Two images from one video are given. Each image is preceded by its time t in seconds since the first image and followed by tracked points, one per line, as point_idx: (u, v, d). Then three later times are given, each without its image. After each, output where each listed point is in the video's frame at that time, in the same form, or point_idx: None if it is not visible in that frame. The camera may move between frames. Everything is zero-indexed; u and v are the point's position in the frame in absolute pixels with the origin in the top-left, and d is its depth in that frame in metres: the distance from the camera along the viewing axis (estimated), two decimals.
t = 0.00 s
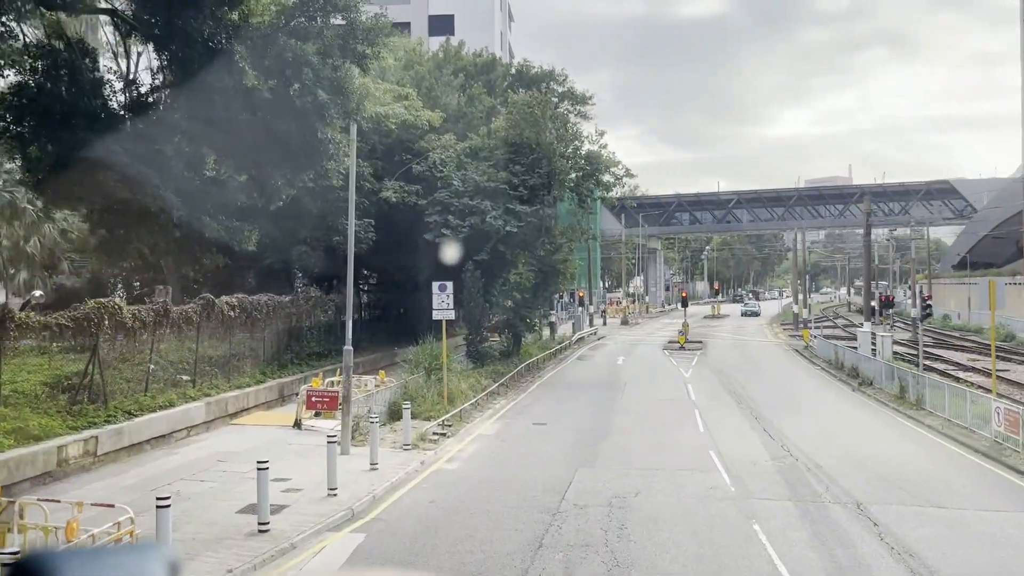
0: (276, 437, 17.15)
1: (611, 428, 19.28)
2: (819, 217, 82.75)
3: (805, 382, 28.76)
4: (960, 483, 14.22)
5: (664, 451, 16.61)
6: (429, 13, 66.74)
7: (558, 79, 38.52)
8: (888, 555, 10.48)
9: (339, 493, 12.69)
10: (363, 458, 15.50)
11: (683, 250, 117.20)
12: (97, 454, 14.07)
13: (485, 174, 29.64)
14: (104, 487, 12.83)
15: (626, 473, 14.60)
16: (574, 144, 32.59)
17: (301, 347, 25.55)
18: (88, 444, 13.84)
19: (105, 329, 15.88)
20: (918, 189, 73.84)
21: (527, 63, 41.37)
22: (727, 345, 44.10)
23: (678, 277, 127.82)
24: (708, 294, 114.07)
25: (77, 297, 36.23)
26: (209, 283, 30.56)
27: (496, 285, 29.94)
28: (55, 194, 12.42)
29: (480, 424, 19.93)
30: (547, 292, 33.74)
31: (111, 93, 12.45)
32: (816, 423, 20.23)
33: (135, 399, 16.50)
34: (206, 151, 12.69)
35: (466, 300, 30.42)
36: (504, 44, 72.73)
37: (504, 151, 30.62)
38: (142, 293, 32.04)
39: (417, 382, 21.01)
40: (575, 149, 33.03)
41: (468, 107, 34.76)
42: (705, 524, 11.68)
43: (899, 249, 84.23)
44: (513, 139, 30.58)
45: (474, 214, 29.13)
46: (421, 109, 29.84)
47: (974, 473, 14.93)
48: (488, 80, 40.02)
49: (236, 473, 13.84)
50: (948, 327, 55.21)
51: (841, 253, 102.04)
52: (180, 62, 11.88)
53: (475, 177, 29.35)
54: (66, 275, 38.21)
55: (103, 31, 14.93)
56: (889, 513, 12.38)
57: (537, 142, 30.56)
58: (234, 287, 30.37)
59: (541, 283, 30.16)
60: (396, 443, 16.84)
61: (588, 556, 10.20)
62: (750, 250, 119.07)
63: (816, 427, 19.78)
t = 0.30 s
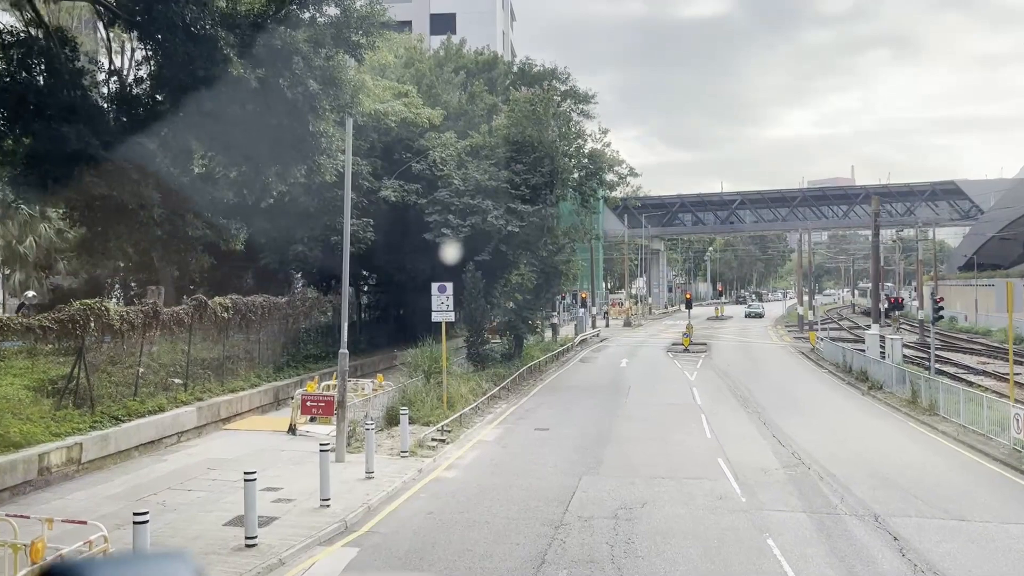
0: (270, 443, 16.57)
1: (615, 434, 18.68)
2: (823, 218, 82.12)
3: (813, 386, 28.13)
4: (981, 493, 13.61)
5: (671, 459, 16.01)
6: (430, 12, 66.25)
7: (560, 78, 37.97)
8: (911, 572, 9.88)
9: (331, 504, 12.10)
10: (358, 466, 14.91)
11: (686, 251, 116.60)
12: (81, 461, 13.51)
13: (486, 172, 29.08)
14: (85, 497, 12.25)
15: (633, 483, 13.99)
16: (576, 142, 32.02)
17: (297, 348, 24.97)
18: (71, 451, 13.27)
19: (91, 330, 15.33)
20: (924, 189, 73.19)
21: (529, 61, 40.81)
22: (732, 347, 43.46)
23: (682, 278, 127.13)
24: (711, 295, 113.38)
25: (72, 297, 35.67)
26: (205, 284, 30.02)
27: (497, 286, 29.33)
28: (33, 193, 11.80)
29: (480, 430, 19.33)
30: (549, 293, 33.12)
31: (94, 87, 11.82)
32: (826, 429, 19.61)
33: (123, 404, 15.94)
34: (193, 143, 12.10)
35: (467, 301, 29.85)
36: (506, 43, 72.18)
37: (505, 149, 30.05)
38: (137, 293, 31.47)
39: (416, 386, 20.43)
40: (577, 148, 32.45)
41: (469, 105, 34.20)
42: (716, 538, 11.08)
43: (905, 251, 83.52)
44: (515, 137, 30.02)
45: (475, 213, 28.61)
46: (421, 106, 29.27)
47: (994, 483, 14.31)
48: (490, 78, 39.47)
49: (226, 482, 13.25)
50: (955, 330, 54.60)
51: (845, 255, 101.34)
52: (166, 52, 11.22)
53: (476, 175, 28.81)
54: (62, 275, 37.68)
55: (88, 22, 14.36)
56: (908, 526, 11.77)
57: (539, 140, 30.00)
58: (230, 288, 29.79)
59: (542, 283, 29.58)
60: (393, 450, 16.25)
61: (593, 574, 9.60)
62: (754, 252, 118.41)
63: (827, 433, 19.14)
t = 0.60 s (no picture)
0: (266, 448, 16.18)
1: (619, 439, 18.27)
2: (826, 219, 81.72)
3: (819, 389, 27.71)
4: (997, 502, 13.18)
5: (676, 465, 15.60)
6: (432, 11, 66.11)
7: (562, 78, 37.57)
8: None
9: (327, 513, 11.70)
10: (354, 472, 14.50)
11: (688, 252, 116.18)
12: (69, 467, 13.11)
13: (487, 172, 28.70)
14: (71, 505, 11.84)
15: (638, 491, 13.58)
16: (579, 142, 31.62)
17: (295, 350, 24.57)
18: (59, 457, 12.87)
19: (81, 332, 14.93)
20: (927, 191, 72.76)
21: (531, 61, 40.43)
22: (736, 350, 43.03)
23: (683, 279, 126.78)
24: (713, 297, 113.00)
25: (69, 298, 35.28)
26: (203, 284, 29.64)
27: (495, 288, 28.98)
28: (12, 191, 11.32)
29: (480, 434, 18.91)
30: (551, 294, 32.72)
31: (79, 81, 11.45)
32: (836, 435, 19.15)
33: (115, 408, 15.52)
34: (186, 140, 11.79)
35: (468, 302, 29.43)
36: (508, 44, 71.78)
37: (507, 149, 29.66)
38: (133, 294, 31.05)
39: (416, 389, 20.02)
40: (580, 147, 32.06)
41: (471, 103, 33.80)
42: (725, 549, 10.66)
43: (908, 253, 83.06)
44: (518, 137, 29.64)
45: (477, 213, 28.18)
46: (422, 105, 28.92)
47: (1010, 491, 13.88)
48: (491, 78, 39.13)
49: (219, 490, 12.84)
50: (960, 332, 54.16)
51: (848, 256, 100.87)
52: (156, 44, 10.95)
53: (477, 176, 28.41)
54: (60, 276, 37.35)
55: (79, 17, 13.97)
56: (924, 537, 11.36)
57: (541, 139, 29.62)
58: (228, 289, 29.39)
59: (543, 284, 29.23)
60: (392, 455, 15.84)
61: None
62: (755, 253, 118.08)
63: (836, 439, 18.72)
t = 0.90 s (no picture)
0: (260, 454, 15.71)
1: (624, 444, 17.78)
2: (831, 220, 81.15)
3: (827, 392, 27.19)
4: (1019, 512, 12.67)
5: (684, 472, 15.10)
6: (434, 10, 65.57)
7: (566, 76, 37.05)
8: None
9: (321, 523, 11.21)
10: (351, 479, 14.03)
11: (691, 253, 115.61)
12: (55, 474, 12.66)
13: (490, 171, 28.22)
14: (54, 514, 11.36)
15: (645, 499, 13.08)
16: (582, 140, 31.16)
17: (293, 351, 24.13)
18: (44, 463, 12.41)
19: (69, 334, 14.47)
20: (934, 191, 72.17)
21: (534, 59, 39.95)
22: (741, 351, 42.53)
23: (687, 280, 126.17)
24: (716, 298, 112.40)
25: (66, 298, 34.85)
26: (201, 285, 29.19)
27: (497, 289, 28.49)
28: None
29: (482, 439, 18.43)
30: (553, 294, 32.15)
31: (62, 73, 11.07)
32: (847, 439, 18.64)
33: (105, 412, 15.04)
34: (174, 135, 11.41)
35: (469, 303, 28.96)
36: (511, 43, 71.19)
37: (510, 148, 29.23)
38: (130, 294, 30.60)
39: (416, 393, 19.54)
40: (584, 145, 31.61)
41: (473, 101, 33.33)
42: (737, 562, 10.17)
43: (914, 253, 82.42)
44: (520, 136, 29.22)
45: (479, 213, 27.69)
46: (423, 102, 28.45)
47: None
48: (493, 76, 38.66)
49: (209, 499, 12.36)
50: (968, 334, 53.57)
51: (852, 257, 100.22)
52: (142, 31, 10.63)
53: (479, 174, 27.92)
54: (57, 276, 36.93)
55: (66, 9, 13.51)
56: (945, 549, 10.86)
57: (544, 138, 29.16)
58: (225, 289, 28.93)
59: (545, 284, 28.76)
60: (391, 461, 15.36)
61: None
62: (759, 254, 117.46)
63: (847, 444, 18.22)
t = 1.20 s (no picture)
0: (257, 457, 15.37)
1: (629, 448, 17.43)
2: (835, 220, 80.73)
3: (834, 394, 26.81)
4: None
5: (690, 477, 14.75)
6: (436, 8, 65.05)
7: (569, 74, 36.67)
8: None
9: (317, 531, 10.87)
10: (349, 483, 13.69)
11: (694, 253, 115.13)
12: (45, 479, 12.32)
13: (492, 170, 27.86)
14: (42, 521, 11.01)
15: (651, 506, 12.73)
16: (585, 138, 30.77)
17: (292, 351, 23.83)
18: (33, 468, 12.06)
19: (60, 336, 14.12)
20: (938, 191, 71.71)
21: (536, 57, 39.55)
22: (745, 352, 42.14)
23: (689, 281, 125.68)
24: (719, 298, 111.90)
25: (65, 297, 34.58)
26: (200, 285, 28.88)
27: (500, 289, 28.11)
28: None
29: (483, 442, 18.09)
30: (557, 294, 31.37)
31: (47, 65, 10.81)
32: (856, 443, 18.29)
33: (98, 414, 14.69)
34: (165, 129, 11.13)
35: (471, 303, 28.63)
36: (513, 41, 70.66)
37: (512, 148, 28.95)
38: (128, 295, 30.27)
39: (416, 395, 19.19)
40: (587, 144, 31.23)
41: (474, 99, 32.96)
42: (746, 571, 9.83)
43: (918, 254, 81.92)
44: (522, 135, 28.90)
45: (480, 213, 27.33)
46: (424, 100, 28.08)
47: None
48: (495, 75, 38.30)
49: (204, 505, 12.03)
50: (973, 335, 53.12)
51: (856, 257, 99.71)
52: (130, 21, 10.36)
53: (481, 173, 27.57)
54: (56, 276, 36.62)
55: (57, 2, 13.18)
56: (962, 559, 10.49)
57: (547, 136, 28.80)
58: (224, 289, 28.60)
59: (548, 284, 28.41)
60: (390, 465, 15.01)
61: None
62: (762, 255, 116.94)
63: (856, 447, 17.84)
